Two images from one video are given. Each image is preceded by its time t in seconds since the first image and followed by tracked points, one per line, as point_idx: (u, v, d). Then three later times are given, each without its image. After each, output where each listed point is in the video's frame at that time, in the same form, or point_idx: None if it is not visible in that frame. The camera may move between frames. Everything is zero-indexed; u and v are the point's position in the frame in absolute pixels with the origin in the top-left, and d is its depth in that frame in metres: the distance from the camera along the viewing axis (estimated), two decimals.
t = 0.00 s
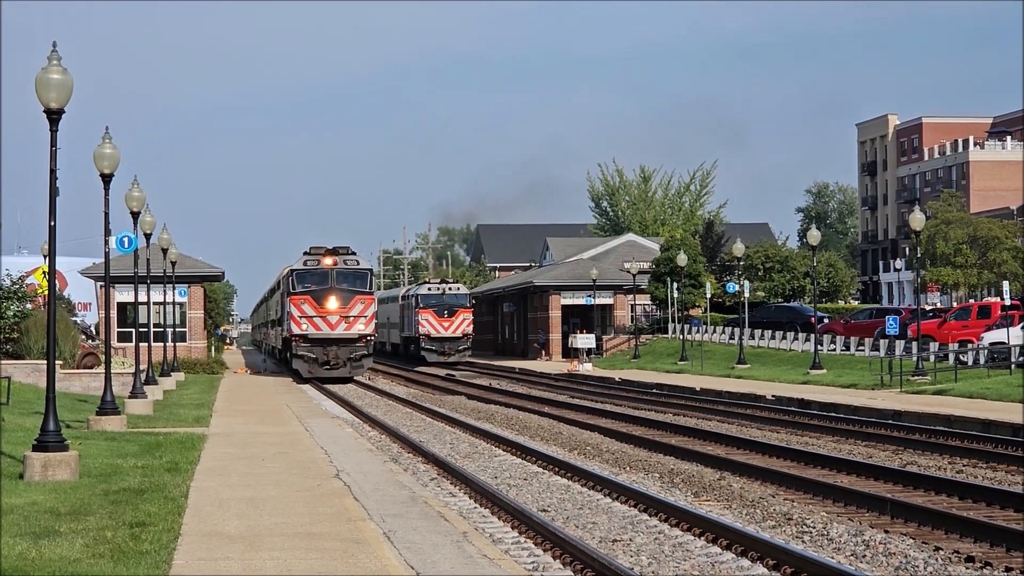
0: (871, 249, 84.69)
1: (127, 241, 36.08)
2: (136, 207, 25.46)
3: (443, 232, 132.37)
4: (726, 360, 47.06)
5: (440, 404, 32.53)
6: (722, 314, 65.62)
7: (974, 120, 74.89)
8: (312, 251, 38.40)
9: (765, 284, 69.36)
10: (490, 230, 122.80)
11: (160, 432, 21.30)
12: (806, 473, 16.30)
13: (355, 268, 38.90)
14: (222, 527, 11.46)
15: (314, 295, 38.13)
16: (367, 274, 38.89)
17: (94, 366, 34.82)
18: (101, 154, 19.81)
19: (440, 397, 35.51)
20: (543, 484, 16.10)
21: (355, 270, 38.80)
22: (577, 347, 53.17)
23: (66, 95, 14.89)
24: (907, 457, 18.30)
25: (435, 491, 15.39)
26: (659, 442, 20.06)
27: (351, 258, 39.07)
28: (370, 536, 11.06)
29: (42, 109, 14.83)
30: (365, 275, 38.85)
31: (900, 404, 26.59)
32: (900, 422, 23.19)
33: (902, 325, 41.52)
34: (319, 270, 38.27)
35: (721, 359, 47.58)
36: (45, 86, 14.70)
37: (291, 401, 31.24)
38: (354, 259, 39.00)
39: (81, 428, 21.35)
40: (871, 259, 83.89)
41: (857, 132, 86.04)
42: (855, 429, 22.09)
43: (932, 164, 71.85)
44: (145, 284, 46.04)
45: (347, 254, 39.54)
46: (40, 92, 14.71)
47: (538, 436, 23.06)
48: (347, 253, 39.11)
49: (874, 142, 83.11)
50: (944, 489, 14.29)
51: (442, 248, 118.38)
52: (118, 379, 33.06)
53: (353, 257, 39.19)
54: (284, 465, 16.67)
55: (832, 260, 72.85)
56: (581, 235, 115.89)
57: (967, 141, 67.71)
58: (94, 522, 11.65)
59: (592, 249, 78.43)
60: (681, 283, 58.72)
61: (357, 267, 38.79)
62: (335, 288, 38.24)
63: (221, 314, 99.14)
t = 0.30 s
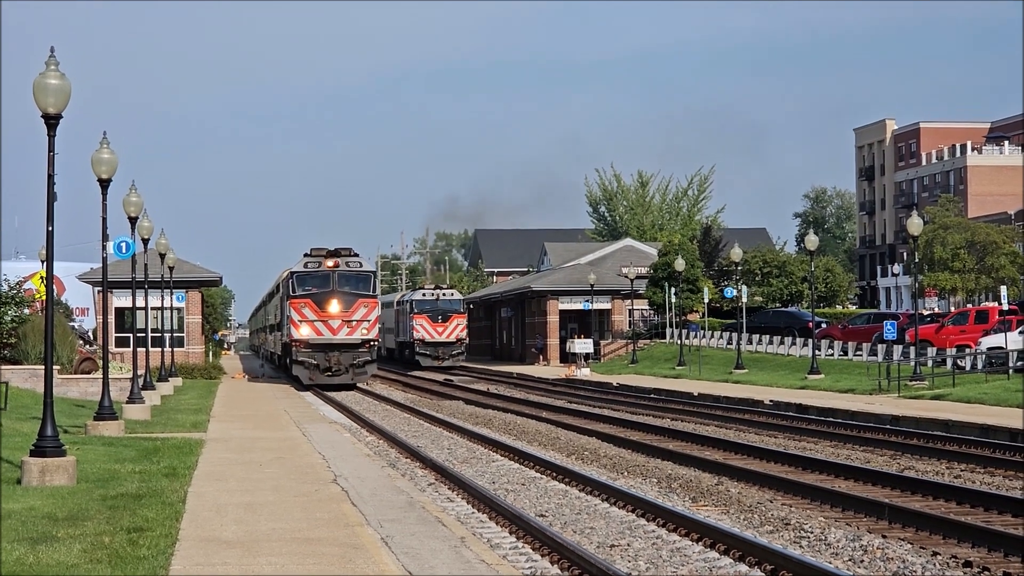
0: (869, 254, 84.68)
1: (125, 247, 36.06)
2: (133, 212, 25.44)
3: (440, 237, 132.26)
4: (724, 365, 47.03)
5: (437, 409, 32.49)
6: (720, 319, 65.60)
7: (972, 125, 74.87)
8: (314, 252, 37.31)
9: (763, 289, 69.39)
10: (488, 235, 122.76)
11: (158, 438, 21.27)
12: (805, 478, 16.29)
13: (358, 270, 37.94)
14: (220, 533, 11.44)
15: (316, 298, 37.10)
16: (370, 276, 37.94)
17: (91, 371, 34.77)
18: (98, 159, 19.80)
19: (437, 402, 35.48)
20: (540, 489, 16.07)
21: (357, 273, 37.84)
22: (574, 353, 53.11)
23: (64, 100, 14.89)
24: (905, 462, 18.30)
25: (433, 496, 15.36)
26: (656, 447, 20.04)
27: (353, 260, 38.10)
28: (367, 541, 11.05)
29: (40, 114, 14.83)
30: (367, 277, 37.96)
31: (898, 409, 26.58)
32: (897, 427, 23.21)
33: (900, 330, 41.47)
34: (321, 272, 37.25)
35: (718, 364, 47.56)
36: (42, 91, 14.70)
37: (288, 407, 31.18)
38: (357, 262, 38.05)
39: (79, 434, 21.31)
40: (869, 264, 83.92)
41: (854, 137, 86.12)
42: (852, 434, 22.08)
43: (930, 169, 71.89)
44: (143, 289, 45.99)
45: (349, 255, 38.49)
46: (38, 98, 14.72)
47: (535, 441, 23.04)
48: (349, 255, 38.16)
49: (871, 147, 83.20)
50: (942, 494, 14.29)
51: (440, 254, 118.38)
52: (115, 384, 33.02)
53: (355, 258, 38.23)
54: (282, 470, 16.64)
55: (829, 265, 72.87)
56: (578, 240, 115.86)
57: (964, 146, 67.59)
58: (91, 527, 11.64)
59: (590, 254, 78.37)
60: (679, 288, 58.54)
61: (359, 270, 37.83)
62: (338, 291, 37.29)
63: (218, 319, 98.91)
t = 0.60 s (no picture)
0: (866, 257, 84.75)
1: (123, 250, 36.03)
2: (130, 215, 25.42)
3: (437, 240, 132.26)
4: (721, 367, 47.05)
5: (435, 412, 32.46)
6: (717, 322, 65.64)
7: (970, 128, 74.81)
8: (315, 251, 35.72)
9: (761, 292, 69.59)
10: (485, 238, 122.77)
11: (155, 440, 21.23)
12: (802, 481, 16.29)
13: (361, 270, 36.34)
14: (217, 535, 11.43)
15: (316, 299, 35.57)
16: (373, 276, 36.32)
17: (89, 373, 34.75)
18: (95, 162, 19.80)
19: (435, 405, 35.46)
20: (537, 492, 16.06)
21: (360, 273, 36.22)
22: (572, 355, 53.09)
23: (61, 103, 14.90)
24: (903, 464, 18.30)
25: (430, 499, 15.34)
26: (653, 449, 20.01)
27: (355, 260, 36.57)
28: (364, 544, 11.04)
29: (37, 117, 14.83)
30: (371, 277, 36.32)
31: (894, 411, 26.58)
32: (894, 429, 23.20)
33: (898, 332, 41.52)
34: (322, 272, 35.71)
35: (716, 367, 47.56)
36: (39, 94, 14.69)
37: (285, 409, 31.13)
38: (359, 261, 36.43)
39: (76, 436, 21.28)
40: (866, 266, 84.01)
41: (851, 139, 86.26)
42: (850, 436, 22.07)
43: (927, 171, 72.02)
44: (141, 292, 45.98)
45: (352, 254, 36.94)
46: (35, 101, 14.71)
47: (532, 443, 23.02)
48: (352, 254, 36.58)
49: (869, 150, 83.40)
50: (939, 497, 14.28)
51: (437, 256, 118.29)
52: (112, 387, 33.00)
53: (358, 259, 36.67)
54: (279, 473, 16.62)
55: (827, 267, 72.89)
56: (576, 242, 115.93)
57: (961, 149, 67.79)
58: (89, 530, 11.64)
59: (587, 256, 78.38)
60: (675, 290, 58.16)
61: (362, 269, 36.22)
62: (339, 292, 35.69)
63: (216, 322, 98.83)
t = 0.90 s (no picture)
0: (865, 258, 84.80)
1: (120, 252, 36.02)
2: (128, 216, 25.39)
3: (435, 242, 132.26)
4: (720, 369, 47.10)
5: (433, 413, 32.46)
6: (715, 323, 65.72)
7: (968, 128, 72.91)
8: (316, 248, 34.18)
9: (759, 293, 69.73)
10: (483, 239, 122.81)
11: (153, 442, 21.21)
12: (800, 482, 16.31)
13: (364, 269, 34.74)
14: (216, 537, 11.42)
15: (318, 300, 34.07)
16: (378, 275, 34.75)
17: (87, 375, 34.74)
18: (93, 164, 19.79)
19: (433, 407, 35.44)
20: (535, 494, 16.08)
21: (364, 271, 34.65)
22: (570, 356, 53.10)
23: (59, 104, 14.89)
24: (901, 465, 18.33)
25: (427, 500, 15.37)
26: (651, 451, 20.04)
27: (359, 258, 34.96)
28: (363, 545, 11.03)
29: (35, 119, 14.82)
30: (375, 277, 34.77)
31: (893, 413, 26.59)
32: (892, 431, 23.22)
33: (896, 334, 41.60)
34: (324, 271, 34.17)
35: (714, 368, 47.60)
36: (37, 96, 14.68)
37: (283, 411, 31.10)
38: (363, 259, 34.83)
39: (74, 438, 21.27)
40: (865, 268, 84.03)
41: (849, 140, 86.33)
42: (848, 438, 22.09)
43: (925, 173, 72.11)
44: (139, 294, 45.94)
45: (354, 252, 35.30)
46: (33, 102, 14.70)
47: (531, 445, 23.04)
48: (356, 252, 35.02)
49: (867, 151, 83.53)
50: (936, 498, 14.29)
51: (435, 257, 118.29)
52: (110, 389, 32.99)
53: (362, 256, 35.07)
54: (277, 475, 16.63)
55: (825, 268, 72.95)
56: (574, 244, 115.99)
57: (960, 150, 67.91)
58: (87, 532, 11.63)
59: (585, 258, 78.40)
60: (673, 291, 58.03)
61: (366, 268, 34.62)
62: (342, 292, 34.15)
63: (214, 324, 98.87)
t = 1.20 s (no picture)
0: (864, 259, 84.83)
1: (120, 253, 36.03)
2: (127, 218, 25.38)
3: (435, 243, 132.28)
4: (719, 370, 47.15)
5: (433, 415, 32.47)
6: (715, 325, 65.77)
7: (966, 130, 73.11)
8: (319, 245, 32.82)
9: (758, 295, 69.73)
10: (483, 241, 122.79)
11: (153, 443, 21.19)
12: (800, 484, 16.30)
13: (370, 267, 33.32)
14: (215, 538, 11.43)
15: (321, 299, 32.59)
16: (384, 273, 33.39)
17: (86, 377, 34.75)
18: (92, 165, 19.78)
19: (433, 408, 35.45)
20: (535, 495, 16.06)
21: (370, 269, 33.22)
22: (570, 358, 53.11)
23: (58, 105, 14.88)
24: (901, 466, 18.33)
25: (427, 502, 15.36)
26: (651, 453, 20.03)
27: (365, 256, 33.53)
28: (363, 547, 11.03)
29: (34, 120, 14.81)
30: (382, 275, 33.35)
31: (893, 414, 26.59)
32: (893, 433, 23.20)
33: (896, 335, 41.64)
34: (328, 269, 32.83)
35: (714, 370, 47.66)
36: (36, 97, 14.67)
37: (283, 413, 31.08)
38: (369, 257, 33.47)
39: (74, 439, 21.26)
40: (864, 269, 84.04)
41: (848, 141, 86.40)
42: (848, 439, 22.09)
43: (924, 174, 72.11)
44: (138, 295, 45.91)
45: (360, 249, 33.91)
46: (32, 104, 14.69)
47: (530, 446, 23.03)
48: (361, 249, 33.66)
49: (867, 152, 83.59)
50: (936, 499, 14.28)
51: (434, 259, 118.41)
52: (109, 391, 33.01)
53: (367, 253, 33.69)
54: (277, 476, 16.62)
55: (824, 270, 73.02)
56: (573, 245, 115.98)
57: (959, 152, 67.98)
58: (87, 533, 11.63)
59: (585, 259, 78.38)
60: (673, 292, 57.98)
61: (372, 266, 33.26)
62: (346, 291, 32.67)
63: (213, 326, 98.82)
